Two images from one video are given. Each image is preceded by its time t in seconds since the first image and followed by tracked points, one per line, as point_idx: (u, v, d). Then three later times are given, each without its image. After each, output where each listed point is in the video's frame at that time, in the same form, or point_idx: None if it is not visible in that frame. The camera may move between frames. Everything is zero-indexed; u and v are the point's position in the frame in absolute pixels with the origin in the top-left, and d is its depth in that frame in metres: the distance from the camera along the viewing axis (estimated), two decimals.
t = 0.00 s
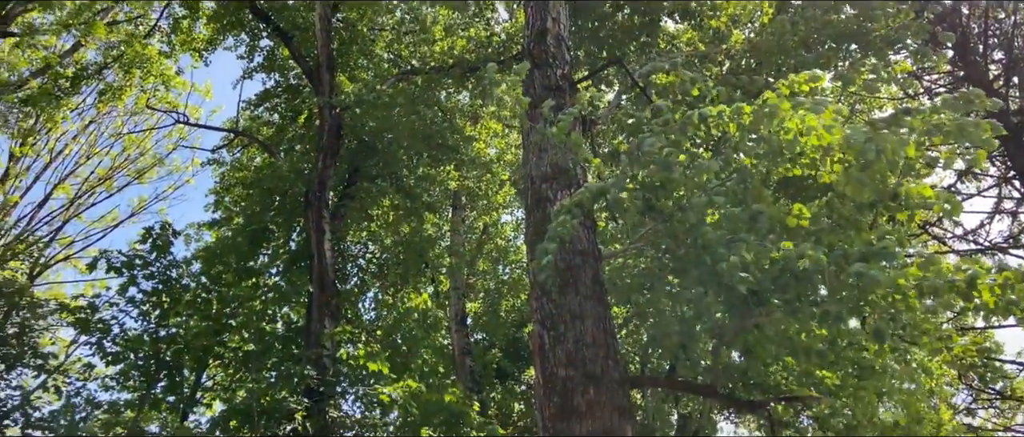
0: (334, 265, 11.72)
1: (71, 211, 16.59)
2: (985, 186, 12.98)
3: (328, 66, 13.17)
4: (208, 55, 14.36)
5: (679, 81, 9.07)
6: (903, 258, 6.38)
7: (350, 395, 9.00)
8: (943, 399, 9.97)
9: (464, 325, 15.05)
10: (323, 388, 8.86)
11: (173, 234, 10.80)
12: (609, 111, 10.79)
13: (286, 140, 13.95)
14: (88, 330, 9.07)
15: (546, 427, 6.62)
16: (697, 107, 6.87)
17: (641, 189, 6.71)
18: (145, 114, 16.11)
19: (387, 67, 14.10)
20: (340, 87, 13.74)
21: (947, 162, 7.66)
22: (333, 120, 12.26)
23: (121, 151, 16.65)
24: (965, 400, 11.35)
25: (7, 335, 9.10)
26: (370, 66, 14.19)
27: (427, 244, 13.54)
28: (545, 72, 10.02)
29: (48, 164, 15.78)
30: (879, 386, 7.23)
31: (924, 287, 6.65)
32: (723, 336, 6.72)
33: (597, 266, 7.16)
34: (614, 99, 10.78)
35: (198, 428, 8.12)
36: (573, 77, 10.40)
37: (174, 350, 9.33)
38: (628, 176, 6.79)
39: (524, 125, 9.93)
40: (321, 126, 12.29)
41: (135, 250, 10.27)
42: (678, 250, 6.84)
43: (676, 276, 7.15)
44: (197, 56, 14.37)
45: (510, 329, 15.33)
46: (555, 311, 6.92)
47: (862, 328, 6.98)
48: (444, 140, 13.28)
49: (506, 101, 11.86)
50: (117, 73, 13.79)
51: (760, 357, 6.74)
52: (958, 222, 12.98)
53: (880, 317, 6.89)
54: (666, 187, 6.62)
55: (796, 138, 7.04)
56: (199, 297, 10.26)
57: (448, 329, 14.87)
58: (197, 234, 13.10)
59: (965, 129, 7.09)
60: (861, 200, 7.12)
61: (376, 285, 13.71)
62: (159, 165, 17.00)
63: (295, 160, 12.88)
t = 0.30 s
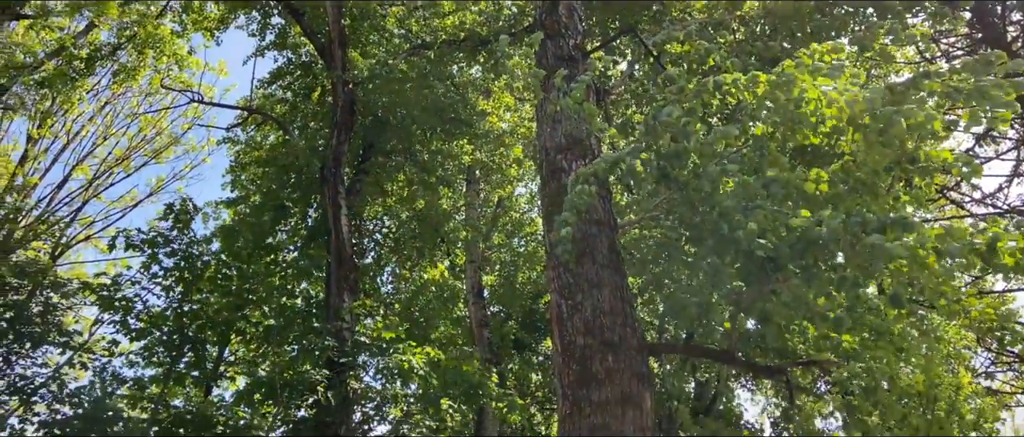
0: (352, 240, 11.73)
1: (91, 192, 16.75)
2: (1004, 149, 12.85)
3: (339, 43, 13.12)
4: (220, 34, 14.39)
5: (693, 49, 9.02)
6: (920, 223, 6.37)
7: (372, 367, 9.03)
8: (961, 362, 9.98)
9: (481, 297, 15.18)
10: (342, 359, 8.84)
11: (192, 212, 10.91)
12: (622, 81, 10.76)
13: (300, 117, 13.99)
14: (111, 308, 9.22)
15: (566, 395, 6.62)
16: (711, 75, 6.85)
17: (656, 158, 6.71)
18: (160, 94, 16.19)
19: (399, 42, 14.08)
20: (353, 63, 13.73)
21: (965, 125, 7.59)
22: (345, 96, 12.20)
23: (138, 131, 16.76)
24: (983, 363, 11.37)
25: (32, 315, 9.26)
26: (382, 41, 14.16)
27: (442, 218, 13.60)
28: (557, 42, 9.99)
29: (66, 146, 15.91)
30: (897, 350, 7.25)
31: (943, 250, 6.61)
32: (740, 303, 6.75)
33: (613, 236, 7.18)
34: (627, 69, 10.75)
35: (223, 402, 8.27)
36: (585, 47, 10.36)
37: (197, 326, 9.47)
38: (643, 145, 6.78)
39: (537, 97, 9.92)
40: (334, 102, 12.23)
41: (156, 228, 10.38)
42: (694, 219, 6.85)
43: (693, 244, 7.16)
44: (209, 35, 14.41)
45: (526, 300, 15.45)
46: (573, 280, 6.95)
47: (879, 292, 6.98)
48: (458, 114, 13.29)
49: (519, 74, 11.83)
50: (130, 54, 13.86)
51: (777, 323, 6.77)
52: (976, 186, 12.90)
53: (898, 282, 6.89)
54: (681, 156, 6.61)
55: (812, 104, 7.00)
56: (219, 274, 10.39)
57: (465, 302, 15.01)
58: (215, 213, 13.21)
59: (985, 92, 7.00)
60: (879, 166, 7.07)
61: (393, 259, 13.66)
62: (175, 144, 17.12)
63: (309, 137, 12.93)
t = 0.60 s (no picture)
0: (362, 212, 11.69)
1: (102, 169, 16.82)
2: (1016, 112, 12.73)
3: (345, 16, 12.96)
4: (226, 9, 14.36)
5: (703, 15, 8.95)
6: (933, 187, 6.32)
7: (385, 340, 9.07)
8: (972, 326, 10.00)
9: (492, 270, 15.24)
10: (358, 329, 8.86)
11: (204, 186, 10.94)
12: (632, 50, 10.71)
13: (309, 92, 13.99)
14: (127, 281, 9.30)
15: (578, 362, 6.56)
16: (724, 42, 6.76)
17: (667, 126, 6.67)
18: (169, 70, 16.19)
19: (406, 14, 14.00)
20: (360, 36, 13.66)
21: (978, 88, 7.54)
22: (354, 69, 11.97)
23: (147, 108, 16.78)
24: (994, 328, 11.39)
25: (48, 289, 9.33)
26: (389, 14, 14.09)
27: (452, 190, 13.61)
28: (566, 12, 9.92)
29: (76, 123, 15.95)
30: (909, 313, 7.26)
31: (957, 214, 6.56)
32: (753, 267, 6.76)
33: (624, 205, 7.19)
34: (636, 37, 10.69)
35: (240, 374, 8.36)
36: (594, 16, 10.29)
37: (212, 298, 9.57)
38: (654, 113, 6.72)
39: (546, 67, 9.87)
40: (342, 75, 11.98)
41: (168, 203, 10.43)
42: (705, 186, 6.80)
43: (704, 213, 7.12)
44: (215, 10, 14.38)
45: (536, 271, 15.52)
46: (584, 248, 6.95)
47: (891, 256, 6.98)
48: (466, 86, 13.23)
49: (528, 45, 11.74)
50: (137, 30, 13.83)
51: (789, 289, 6.76)
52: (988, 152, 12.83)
53: (909, 245, 6.88)
54: (692, 124, 6.56)
55: (824, 71, 6.90)
56: (232, 247, 10.44)
57: (476, 274, 15.09)
58: (227, 189, 13.25)
59: (1000, 55, 6.91)
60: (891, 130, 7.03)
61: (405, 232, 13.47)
62: (185, 120, 17.15)
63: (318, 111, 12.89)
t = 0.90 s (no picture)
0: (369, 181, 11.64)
1: (109, 142, 16.84)
2: None
3: None
4: None
5: None
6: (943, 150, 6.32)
7: (392, 309, 9.12)
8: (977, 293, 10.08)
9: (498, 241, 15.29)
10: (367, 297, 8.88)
11: (211, 157, 10.96)
12: (638, 17, 10.65)
13: (313, 62, 13.94)
14: (137, 250, 9.37)
15: (587, 327, 6.62)
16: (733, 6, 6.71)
17: (675, 92, 6.67)
18: (173, 43, 16.15)
19: None
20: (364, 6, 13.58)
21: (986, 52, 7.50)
22: (359, 40, 11.77)
23: (153, 81, 16.77)
24: (999, 294, 11.43)
25: (60, 260, 9.41)
26: None
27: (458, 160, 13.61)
28: None
29: (82, 96, 15.95)
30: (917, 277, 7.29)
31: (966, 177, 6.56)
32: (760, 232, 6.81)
33: (631, 173, 7.22)
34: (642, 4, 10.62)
35: (250, 342, 8.44)
36: None
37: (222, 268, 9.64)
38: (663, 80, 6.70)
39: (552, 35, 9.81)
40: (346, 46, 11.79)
41: (176, 175, 10.46)
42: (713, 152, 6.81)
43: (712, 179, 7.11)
44: None
45: (542, 241, 15.57)
46: (593, 216, 7.00)
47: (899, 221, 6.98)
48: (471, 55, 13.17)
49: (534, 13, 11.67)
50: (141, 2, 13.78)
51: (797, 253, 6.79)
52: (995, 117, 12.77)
53: (915, 209, 6.95)
54: (701, 89, 6.54)
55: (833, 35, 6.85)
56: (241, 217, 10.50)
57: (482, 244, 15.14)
58: (234, 161, 13.26)
59: (1011, 18, 6.85)
60: (900, 95, 7.01)
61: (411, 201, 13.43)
62: (191, 93, 17.15)
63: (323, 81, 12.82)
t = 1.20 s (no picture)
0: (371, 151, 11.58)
1: (112, 112, 16.83)
2: None
3: None
4: None
5: None
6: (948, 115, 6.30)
7: (393, 278, 9.25)
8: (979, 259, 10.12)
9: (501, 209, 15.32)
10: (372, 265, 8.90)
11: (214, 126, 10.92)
12: None
13: (315, 31, 13.85)
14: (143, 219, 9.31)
15: (591, 292, 6.66)
16: None
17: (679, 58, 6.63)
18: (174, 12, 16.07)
19: None
20: None
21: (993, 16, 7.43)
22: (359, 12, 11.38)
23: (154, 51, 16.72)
24: (1000, 260, 11.48)
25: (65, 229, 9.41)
26: None
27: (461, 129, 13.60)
28: None
29: (84, 66, 15.92)
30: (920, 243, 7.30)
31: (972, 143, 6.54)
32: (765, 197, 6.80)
33: (635, 139, 7.20)
34: None
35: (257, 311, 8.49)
36: None
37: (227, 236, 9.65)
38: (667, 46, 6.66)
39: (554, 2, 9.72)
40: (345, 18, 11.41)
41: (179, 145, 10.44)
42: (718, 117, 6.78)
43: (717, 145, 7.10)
44: None
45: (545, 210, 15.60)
46: (596, 183, 7.00)
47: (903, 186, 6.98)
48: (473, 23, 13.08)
49: None
50: None
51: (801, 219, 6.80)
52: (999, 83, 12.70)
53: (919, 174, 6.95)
54: (706, 55, 6.50)
55: None
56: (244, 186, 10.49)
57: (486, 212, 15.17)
58: (236, 130, 13.24)
59: None
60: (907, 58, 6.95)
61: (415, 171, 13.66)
62: (192, 63, 17.10)
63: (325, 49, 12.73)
